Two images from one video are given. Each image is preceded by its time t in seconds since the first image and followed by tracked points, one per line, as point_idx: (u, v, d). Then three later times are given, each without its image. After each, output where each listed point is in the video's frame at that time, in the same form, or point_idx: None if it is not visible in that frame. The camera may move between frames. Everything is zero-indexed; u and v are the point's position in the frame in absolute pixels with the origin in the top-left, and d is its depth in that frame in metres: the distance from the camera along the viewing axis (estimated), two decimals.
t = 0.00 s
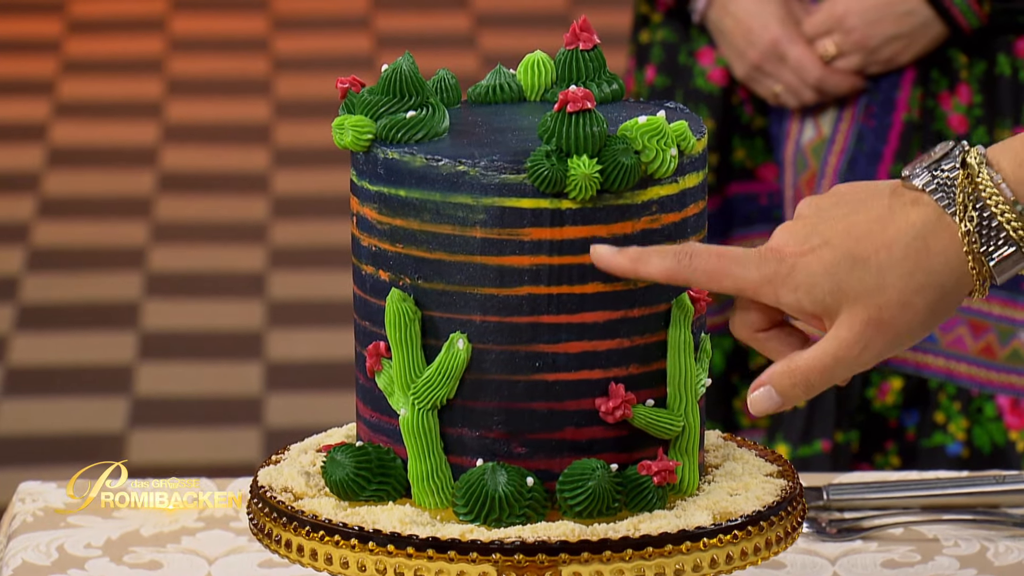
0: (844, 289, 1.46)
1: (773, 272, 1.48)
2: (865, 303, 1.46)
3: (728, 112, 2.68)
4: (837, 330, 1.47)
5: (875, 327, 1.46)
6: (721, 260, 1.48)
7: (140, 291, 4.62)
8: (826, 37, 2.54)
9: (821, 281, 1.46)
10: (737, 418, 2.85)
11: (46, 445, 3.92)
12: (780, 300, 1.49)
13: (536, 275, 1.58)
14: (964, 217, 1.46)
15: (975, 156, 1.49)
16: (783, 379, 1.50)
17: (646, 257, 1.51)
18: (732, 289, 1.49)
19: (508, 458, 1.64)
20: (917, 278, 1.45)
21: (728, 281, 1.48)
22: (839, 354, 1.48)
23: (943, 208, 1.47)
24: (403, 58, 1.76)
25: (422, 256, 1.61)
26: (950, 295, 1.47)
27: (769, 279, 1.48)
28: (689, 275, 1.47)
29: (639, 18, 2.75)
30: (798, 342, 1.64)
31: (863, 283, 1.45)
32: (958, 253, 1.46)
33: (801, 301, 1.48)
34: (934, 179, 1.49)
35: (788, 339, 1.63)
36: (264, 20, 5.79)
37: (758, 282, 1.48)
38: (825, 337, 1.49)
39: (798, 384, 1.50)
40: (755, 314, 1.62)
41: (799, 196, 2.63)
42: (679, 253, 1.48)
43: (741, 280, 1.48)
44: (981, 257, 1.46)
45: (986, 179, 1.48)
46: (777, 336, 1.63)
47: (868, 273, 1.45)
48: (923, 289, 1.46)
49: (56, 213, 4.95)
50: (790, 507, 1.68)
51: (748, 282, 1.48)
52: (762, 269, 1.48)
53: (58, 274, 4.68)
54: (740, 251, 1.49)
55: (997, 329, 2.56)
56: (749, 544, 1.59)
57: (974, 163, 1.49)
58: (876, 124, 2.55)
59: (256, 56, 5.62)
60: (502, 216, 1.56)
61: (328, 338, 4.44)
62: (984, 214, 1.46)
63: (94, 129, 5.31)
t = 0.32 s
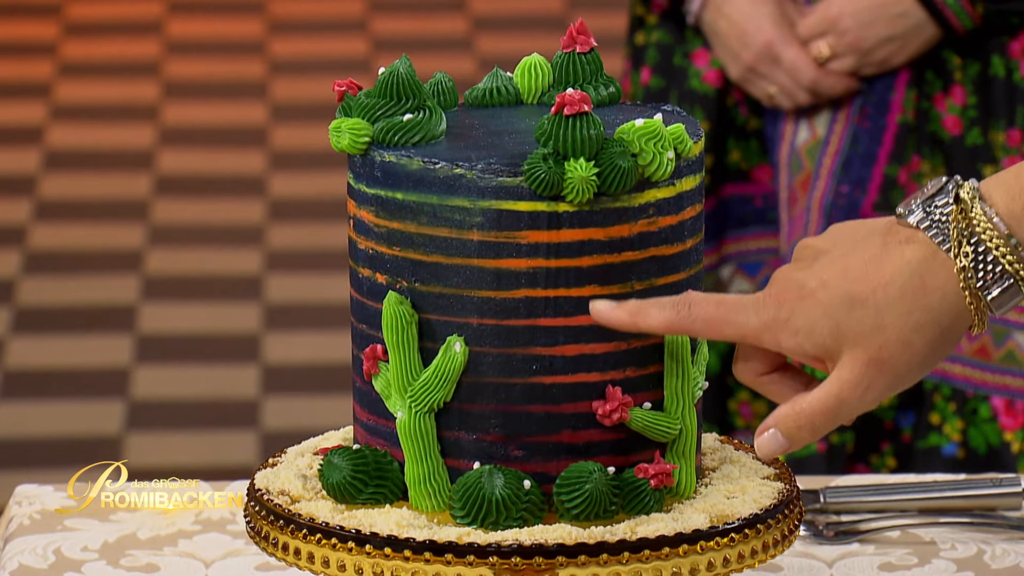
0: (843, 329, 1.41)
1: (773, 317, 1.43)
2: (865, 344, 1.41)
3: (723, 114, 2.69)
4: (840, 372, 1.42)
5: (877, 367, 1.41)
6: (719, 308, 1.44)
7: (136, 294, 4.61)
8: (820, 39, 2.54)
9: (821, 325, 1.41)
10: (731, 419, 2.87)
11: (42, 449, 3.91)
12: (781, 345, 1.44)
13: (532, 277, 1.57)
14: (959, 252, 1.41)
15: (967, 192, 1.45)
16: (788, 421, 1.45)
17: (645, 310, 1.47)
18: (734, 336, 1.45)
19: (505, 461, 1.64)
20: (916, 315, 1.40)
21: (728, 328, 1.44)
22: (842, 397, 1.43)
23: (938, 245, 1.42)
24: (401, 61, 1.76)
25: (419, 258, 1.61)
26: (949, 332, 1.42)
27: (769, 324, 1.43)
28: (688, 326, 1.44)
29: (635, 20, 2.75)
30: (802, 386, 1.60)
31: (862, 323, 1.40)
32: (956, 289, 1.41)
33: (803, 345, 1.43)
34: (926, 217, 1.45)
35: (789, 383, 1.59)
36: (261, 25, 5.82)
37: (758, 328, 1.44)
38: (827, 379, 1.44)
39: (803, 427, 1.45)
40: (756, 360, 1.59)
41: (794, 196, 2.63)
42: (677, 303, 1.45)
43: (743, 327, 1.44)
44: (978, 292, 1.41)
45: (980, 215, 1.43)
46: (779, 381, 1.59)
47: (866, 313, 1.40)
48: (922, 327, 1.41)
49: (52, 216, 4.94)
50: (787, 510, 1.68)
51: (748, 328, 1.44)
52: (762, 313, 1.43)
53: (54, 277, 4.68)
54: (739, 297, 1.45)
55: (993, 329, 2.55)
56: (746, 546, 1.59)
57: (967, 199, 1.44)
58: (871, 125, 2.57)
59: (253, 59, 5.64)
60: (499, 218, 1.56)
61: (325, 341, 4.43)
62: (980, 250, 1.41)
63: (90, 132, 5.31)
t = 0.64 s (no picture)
0: (838, 366, 1.42)
1: (768, 358, 1.44)
2: (861, 380, 1.42)
3: (722, 115, 2.67)
4: (837, 411, 1.42)
5: (873, 403, 1.42)
6: (714, 353, 1.44)
7: (128, 298, 4.58)
8: (820, 38, 2.52)
9: (816, 363, 1.43)
10: (728, 422, 2.84)
11: (33, 453, 3.87)
12: (777, 386, 1.45)
13: (528, 281, 1.56)
14: (949, 282, 1.43)
15: (958, 222, 1.49)
16: (789, 460, 1.45)
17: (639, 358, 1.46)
18: (729, 379, 1.45)
19: (500, 466, 1.62)
20: (910, 349, 1.42)
21: (724, 371, 1.44)
22: (841, 434, 1.43)
23: (929, 277, 1.45)
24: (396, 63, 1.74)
25: (413, 261, 1.59)
26: (945, 364, 1.44)
27: (765, 365, 1.44)
28: (685, 372, 1.43)
29: (631, 20, 2.73)
30: (800, 427, 1.59)
31: (857, 359, 1.42)
32: (948, 319, 1.43)
33: (799, 385, 1.44)
34: (918, 248, 1.49)
35: (786, 422, 1.59)
36: (254, 27, 5.85)
37: (754, 369, 1.44)
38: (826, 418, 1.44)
39: (803, 466, 1.45)
40: (753, 402, 1.59)
41: (793, 197, 2.62)
42: (671, 349, 1.44)
43: (738, 369, 1.44)
44: (970, 322, 1.43)
45: (969, 245, 1.47)
46: (774, 421, 1.59)
47: (860, 350, 1.42)
48: (918, 360, 1.42)
49: (43, 218, 4.92)
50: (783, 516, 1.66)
51: (743, 369, 1.44)
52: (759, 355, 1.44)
53: (45, 280, 4.65)
54: (733, 339, 1.45)
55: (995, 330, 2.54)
56: (743, 552, 1.58)
57: (957, 229, 1.48)
58: (870, 124, 2.54)
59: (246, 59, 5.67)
60: (494, 221, 1.54)
61: (318, 345, 4.39)
62: (971, 281, 1.44)
63: (80, 134, 5.32)
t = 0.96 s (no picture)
0: (848, 403, 1.34)
1: (774, 399, 1.36)
2: (871, 417, 1.34)
3: (722, 111, 2.47)
4: (849, 449, 1.35)
5: (886, 439, 1.34)
6: (716, 397, 1.38)
7: (106, 303, 4.50)
8: (825, 31, 2.29)
9: (823, 402, 1.35)
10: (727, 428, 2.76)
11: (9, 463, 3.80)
12: (786, 427, 1.37)
13: (521, 284, 1.49)
14: (957, 310, 1.35)
15: (963, 246, 1.40)
16: (802, 502, 1.38)
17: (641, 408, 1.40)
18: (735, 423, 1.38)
19: (493, 477, 1.55)
20: (920, 381, 1.34)
21: (730, 416, 1.38)
22: (854, 473, 1.35)
23: (935, 305, 1.37)
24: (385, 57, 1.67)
25: (403, 264, 1.52)
26: (957, 394, 1.36)
27: (773, 407, 1.37)
28: (686, 419, 1.37)
29: (628, 12, 2.50)
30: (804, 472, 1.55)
31: (867, 395, 1.34)
32: (958, 350, 1.35)
33: (809, 426, 1.36)
34: (922, 276, 1.40)
35: (789, 466, 1.55)
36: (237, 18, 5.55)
37: (761, 411, 1.37)
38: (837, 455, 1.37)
39: (817, 509, 1.38)
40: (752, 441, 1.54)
41: (796, 197, 2.43)
42: (672, 397, 1.38)
43: (743, 411, 1.37)
44: (980, 350, 1.35)
45: (975, 270, 1.38)
46: (775, 462, 1.54)
47: (869, 383, 1.34)
48: (929, 393, 1.35)
49: (19, 219, 4.84)
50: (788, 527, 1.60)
51: (750, 411, 1.37)
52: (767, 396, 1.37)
53: (22, 285, 4.57)
54: (737, 381, 1.38)
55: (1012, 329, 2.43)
56: (746, 566, 1.52)
57: (961, 253, 1.39)
58: (878, 121, 2.35)
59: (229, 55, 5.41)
60: (488, 222, 1.47)
61: (300, 350, 4.31)
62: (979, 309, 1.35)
63: (58, 133, 5.20)
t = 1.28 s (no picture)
0: (859, 423, 1.25)
1: (784, 422, 1.28)
2: (883, 435, 1.25)
3: (722, 108, 2.29)
4: (861, 469, 1.26)
5: (899, 458, 1.25)
6: (723, 430, 1.30)
7: (78, 307, 4.21)
8: (830, 22, 2.11)
9: (833, 421, 1.26)
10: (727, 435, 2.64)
11: None
12: (797, 449, 1.29)
13: (513, 287, 1.41)
14: (968, 321, 1.26)
15: (973, 253, 1.32)
16: (815, 526, 1.28)
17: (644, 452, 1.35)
18: (745, 452, 1.30)
19: (485, 489, 1.48)
20: (932, 396, 1.25)
21: (738, 448, 1.30)
22: (868, 496, 1.26)
23: (945, 317, 1.28)
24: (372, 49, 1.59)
25: (390, 265, 1.44)
26: (971, 409, 1.27)
27: (783, 431, 1.28)
28: (695, 457, 1.31)
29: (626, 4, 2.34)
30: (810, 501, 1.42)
31: (877, 413, 1.25)
32: (969, 361, 1.26)
33: (821, 447, 1.28)
34: (931, 285, 1.31)
35: (796, 491, 1.43)
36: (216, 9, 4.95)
37: (770, 437, 1.29)
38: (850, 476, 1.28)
39: (831, 532, 1.28)
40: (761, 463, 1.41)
41: (801, 197, 2.26)
42: (676, 435, 1.33)
43: (754, 439, 1.29)
44: (993, 362, 1.26)
45: (986, 279, 1.29)
46: (782, 487, 1.42)
47: (879, 402, 1.25)
48: (942, 408, 1.25)
49: None
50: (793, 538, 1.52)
51: (760, 440, 1.29)
52: (775, 419, 1.28)
53: None
54: (743, 409, 1.30)
55: None
56: None
57: (972, 262, 1.31)
58: (885, 118, 2.18)
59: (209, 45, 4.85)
60: (480, 221, 1.40)
61: (285, 356, 4.03)
62: (991, 321, 1.26)
63: (25, 129, 4.72)
